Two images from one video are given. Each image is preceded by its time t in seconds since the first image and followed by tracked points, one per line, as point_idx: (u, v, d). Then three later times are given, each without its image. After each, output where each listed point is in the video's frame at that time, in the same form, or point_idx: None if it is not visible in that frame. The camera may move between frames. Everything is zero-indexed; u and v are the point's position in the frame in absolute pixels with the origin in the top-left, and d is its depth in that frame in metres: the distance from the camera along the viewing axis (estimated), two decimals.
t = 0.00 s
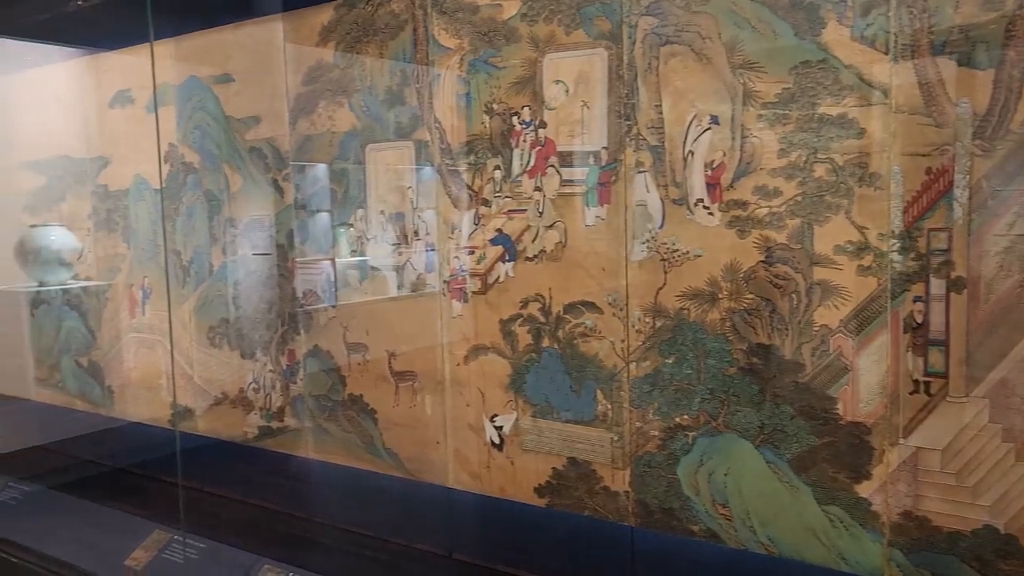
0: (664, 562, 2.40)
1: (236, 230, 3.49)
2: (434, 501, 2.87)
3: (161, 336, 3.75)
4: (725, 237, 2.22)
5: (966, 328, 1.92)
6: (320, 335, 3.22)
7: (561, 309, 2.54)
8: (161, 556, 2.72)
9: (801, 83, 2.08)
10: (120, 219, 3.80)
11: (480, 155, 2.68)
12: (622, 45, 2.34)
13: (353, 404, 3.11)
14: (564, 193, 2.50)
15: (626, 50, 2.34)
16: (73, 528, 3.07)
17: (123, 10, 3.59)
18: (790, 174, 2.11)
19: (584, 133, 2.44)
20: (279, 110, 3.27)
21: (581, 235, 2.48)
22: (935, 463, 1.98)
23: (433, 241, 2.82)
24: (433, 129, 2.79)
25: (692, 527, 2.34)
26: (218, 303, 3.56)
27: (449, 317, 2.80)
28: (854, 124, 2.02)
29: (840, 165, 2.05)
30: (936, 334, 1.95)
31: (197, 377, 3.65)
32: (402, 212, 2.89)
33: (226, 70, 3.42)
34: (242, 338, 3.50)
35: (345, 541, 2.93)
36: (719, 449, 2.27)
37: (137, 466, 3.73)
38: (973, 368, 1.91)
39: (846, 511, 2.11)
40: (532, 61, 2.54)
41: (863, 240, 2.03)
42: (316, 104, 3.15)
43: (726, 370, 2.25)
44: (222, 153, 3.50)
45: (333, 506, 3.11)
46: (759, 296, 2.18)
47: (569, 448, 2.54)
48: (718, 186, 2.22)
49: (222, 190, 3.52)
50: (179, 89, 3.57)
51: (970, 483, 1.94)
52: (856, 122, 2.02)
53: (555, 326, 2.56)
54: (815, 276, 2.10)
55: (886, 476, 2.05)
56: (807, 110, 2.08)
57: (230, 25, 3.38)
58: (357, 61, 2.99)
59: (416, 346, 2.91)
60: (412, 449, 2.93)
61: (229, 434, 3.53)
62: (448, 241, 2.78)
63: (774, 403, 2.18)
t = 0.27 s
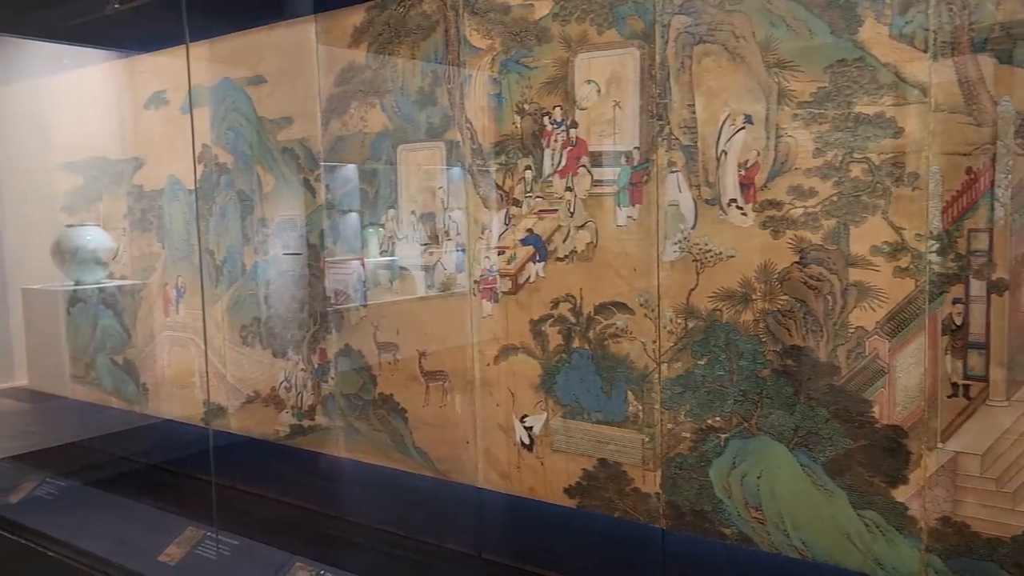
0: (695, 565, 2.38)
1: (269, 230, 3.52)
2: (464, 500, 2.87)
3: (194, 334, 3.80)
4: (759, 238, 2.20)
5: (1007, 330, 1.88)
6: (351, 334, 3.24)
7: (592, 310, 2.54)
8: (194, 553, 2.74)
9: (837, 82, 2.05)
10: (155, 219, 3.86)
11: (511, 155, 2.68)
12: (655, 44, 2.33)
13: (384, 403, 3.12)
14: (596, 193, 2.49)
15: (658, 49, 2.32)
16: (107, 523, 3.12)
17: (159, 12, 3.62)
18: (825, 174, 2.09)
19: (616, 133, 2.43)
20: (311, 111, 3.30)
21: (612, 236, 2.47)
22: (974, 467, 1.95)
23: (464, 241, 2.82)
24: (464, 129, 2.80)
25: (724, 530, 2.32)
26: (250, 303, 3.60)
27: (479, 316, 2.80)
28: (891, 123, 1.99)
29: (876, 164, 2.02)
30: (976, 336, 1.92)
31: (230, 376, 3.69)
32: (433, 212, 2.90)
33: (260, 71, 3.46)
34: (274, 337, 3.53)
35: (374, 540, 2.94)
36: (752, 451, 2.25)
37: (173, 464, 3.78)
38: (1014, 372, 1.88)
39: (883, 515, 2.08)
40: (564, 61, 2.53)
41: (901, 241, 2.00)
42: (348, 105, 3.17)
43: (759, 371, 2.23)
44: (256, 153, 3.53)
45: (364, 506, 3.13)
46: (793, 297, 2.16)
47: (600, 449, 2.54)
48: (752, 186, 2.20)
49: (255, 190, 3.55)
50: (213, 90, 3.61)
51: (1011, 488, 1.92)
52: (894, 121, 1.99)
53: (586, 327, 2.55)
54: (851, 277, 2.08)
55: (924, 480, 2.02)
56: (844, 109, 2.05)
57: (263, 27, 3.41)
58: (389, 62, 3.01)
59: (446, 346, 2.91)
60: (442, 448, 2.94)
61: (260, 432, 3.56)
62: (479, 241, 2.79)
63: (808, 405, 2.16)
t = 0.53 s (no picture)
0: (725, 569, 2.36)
1: (299, 231, 3.55)
2: (491, 501, 2.87)
3: (225, 334, 3.84)
4: (790, 239, 2.18)
5: None
6: (380, 335, 3.26)
7: (621, 311, 2.53)
8: (224, 551, 2.77)
9: (871, 83, 2.03)
10: (187, 220, 3.91)
11: (540, 156, 2.68)
12: (685, 45, 2.32)
13: (412, 403, 3.14)
14: (625, 194, 2.49)
15: (689, 50, 2.31)
16: (140, 520, 3.16)
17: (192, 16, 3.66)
18: (859, 175, 2.07)
19: (646, 134, 2.43)
20: (341, 113, 3.33)
21: (642, 237, 2.46)
22: (1012, 474, 1.91)
23: (492, 242, 2.83)
24: (493, 130, 2.80)
25: (754, 534, 2.30)
26: (280, 303, 3.63)
27: (507, 317, 2.81)
28: (927, 123, 1.96)
29: (911, 165, 1.99)
30: (1013, 340, 1.88)
31: (260, 375, 3.72)
32: (461, 213, 2.91)
33: (290, 74, 3.49)
34: (304, 338, 3.56)
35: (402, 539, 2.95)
36: (783, 455, 2.23)
37: (204, 461, 3.80)
38: None
39: (917, 521, 2.05)
40: (594, 62, 2.53)
41: (936, 243, 1.97)
42: (377, 107, 3.19)
43: (790, 374, 2.21)
44: (286, 155, 3.56)
45: (391, 506, 3.13)
46: (826, 299, 2.14)
47: (628, 450, 2.53)
48: (783, 188, 2.18)
49: (285, 191, 3.58)
50: (244, 93, 3.65)
51: None
52: (930, 122, 1.96)
53: (614, 328, 2.55)
54: (884, 279, 2.05)
55: (959, 486, 1.99)
56: (878, 110, 2.03)
57: (294, 30, 3.44)
58: (418, 64, 3.03)
59: (475, 347, 2.92)
60: (470, 449, 2.95)
61: (289, 432, 3.59)
62: (507, 242, 2.79)
63: (840, 409, 2.14)
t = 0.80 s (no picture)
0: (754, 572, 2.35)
1: (328, 232, 3.58)
2: (518, 503, 2.88)
3: (255, 333, 3.88)
4: (822, 241, 2.16)
5: None
6: (408, 336, 3.27)
7: (649, 313, 2.53)
8: (254, 549, 2.79)
9: (906, 83, 2.00)
10: (217, 221, 3.96)
11: (568, 158, 2.68)
12: (716, 45, 2.31)
13: (439, 404, 3.15)
14: (654, 196, 2.48)
15: (719, 50, 2.30)
16: (172, 516, 3.20)
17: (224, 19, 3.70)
18: (893, 176, 2.04)
19: (676, 135, 2.42)
20: (371, 115, 3.36)
21: (671, 239, 2.46)
22: None
23: (519, 244, 2.84)
24: (522, 132, 2.81)
25: (785, 538, 2.29)
26: (309, 303, 3.66)
27: (535, 319, 2.82)
28: (964, 124, 1.93)
29: (947, 167, 1.97)
30: None
31: (289, 375, 3.75)
32: (488, 214, 2.92)
33: (320, 76, 3.52)
34: (332, 338, 3.59)
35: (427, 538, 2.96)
36: (814, 459, 2.21)
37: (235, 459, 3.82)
38: None
39: (952, 527, 2.02)
40: (623, 63, 2.52)
41: (972, 245, 1.95)
42: (406, 109, 3.21)
43: (821, 377, 2.19)
44: (316, 157, 3.59)
45: (416, 506, 3.12)
46: (858, 301, 2.12)
47: (656, 453, 2.53)
48: (815, 189, 2.16)
49: (314, 193, 3.61)
50: (273, 95, 3.69)
51: None
52: (966, 122, 1.93)
53: (643, 330, 2.54)
54: (918, 282, 2.03)
55: (996, 492, 1.95)
56: (912, 110, 2.00)
57: (324, 33, 3.47)
58: (447, 66, 3.04)
59: (503, 347, 2.93)
60: (497, 450, 2.95)
61: (317, 431, 3.62)
62: (534, 243, 2.79)
63: (873, 412, 2.12)
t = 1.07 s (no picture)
0: None
1: (354, 234, 3.61)
2: (544, 505, 2.88)
3: (283, 334, 3.91)
4: (853, 244, 2.14)
5: None
6: (434, 337, 3.29)
7: (677, 316, 2.52)
8: (280, 548, 2.79)
9: (940, 83, 1.98)
10: (245, 223, 4.01)
11: (596, 160, 2.68)
12: (745, 46, 2.30)
13: (465, 405, 3.16)
14: (682, 198, 2.48)
15: (749, 52, 2.29)
16: (199, 515, 3.23)
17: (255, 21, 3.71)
18: (926, 178, 2.02)
19: (704, 137, 2.41)
20: (398, 118, 3.38)
21: (699, 241, 2.45)
22: None
23: (545, 245, 2.84)
24: (549, 134, 2.81)
25: (814, 544, 2.27)
26: (335, 304, 3.68)
27: (562, 321, 2.82)
28: (999, 125, 1.90)
29: (982, 168, 1.94)
30: None
31: (315, 376, 3.78)
32: (514, 216, 2.92)
33: (348, 79, 3.54)
34: (359, 339, 3.61)
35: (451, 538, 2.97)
36: (844, 463, 2.19)
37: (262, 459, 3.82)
38: None
39: (986, 534, 1.99)
40: (651, 65, 2.52)
41: (1007, 248, 1.92)
42: (433, 111, 3.22)
43: (852, 382, 2.17)
44: (344, 159, 3.62)
45: (443, 506, 3.13)
46: (890, 305, 2.09)
47: (684, 456, 2.52)
48: (846, 191, 2.14)
49: (342, 195, 3.64)
50: (302, 99, 3.74)
51: None
52: (1002, 123, 1.90)
53: (670, 333, 2.54)
54: (951, 285, 2.00)
55: None
56: (946, 111, 1.97)
57: (351, 36, 3.49)
58: (474, 68, 3.05)
59: (529, 349, 2.93)
60: (523, 451, 2.95)
61: (344, 431, 3.63)
62: (560, 245, 2.79)
63: (905, 417, 2.09)
